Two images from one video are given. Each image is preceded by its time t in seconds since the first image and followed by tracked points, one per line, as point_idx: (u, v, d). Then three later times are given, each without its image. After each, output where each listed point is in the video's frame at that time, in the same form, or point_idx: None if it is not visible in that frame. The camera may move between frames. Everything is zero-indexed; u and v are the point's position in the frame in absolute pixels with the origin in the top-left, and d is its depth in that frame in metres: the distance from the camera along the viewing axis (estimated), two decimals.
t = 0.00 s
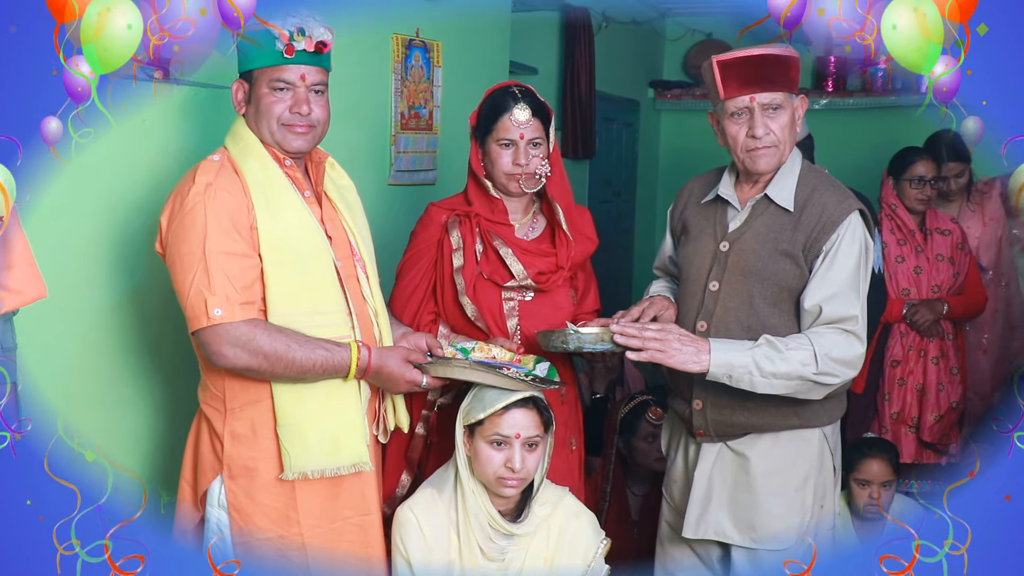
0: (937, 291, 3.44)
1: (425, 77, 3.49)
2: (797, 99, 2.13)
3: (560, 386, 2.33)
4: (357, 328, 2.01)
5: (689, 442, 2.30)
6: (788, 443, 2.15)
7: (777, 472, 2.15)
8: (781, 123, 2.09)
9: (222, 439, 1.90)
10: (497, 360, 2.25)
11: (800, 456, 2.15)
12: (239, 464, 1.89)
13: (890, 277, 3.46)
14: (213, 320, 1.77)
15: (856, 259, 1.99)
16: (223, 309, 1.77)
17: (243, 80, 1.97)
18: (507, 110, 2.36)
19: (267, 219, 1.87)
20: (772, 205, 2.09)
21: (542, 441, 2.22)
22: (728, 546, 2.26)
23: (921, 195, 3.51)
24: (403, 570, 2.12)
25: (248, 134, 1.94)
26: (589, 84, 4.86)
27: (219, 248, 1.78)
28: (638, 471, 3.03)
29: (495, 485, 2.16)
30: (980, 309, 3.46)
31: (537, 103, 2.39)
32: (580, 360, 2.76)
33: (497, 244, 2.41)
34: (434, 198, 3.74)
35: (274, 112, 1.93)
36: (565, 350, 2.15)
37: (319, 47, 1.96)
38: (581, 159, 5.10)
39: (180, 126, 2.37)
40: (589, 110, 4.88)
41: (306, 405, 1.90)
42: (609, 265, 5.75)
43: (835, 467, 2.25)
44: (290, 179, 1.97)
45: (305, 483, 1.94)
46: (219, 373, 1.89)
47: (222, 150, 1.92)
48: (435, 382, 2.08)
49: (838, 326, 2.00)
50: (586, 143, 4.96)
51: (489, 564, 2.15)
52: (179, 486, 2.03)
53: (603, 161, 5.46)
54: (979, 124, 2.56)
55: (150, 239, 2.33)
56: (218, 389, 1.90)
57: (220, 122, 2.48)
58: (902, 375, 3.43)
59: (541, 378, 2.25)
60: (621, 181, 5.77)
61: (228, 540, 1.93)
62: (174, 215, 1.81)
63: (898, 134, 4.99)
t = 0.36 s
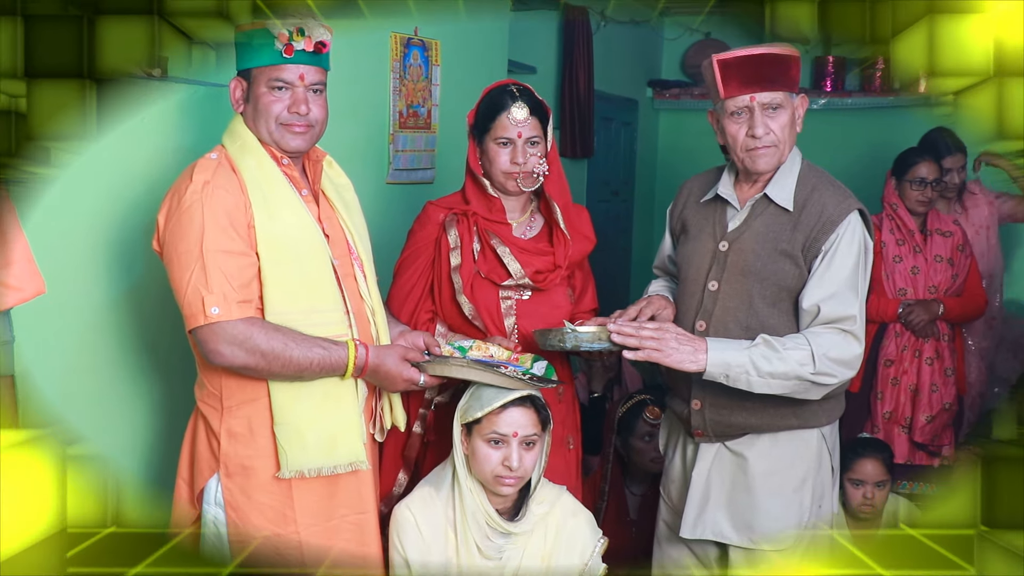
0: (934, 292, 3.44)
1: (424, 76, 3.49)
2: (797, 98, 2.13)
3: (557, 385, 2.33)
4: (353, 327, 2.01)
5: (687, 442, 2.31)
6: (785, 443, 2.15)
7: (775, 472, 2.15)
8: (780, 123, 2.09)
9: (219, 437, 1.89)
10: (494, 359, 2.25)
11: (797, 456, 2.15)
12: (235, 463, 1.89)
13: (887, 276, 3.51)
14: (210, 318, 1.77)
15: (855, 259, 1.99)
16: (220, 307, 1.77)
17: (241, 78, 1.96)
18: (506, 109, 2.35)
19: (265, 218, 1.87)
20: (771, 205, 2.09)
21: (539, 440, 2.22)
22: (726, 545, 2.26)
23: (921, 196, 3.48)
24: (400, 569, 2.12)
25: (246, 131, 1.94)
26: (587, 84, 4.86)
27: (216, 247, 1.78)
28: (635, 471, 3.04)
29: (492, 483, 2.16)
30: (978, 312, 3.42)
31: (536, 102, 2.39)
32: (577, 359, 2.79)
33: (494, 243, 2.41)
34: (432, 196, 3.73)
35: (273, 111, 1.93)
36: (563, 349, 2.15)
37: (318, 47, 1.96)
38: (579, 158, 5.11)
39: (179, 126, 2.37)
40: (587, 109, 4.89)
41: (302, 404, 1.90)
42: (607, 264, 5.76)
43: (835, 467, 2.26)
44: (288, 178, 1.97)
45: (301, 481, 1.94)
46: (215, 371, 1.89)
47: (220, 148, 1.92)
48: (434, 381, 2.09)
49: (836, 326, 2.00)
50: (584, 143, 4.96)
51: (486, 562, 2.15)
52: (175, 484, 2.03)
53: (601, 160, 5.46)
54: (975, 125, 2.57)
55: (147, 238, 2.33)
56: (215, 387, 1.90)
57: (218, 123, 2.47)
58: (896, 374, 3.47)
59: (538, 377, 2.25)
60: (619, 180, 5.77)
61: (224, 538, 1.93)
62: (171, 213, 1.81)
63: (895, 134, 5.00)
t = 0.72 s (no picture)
0: (930, 293, 3.45)
1: (422, 75, 3.49)
2: (794, 99, 2.13)
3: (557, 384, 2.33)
4: (352, 326, 2.01)
5: (685, 442, 2.31)
6: (784, 443, 2.15)
7: (774, 472, 2.15)
8: (779, 124, 2.09)
9: (218, 437, 1.89)
10: (493, 359, 2.25)
11: (796, 456, 2.15)
12: (234, 462, 1.89)
13: (884, 275, 3.51)
14: (209, 317, 1.77)
15: (853, 259, 1.99)
16: (219, 306, 1.77)
17: (240, 77, 1.96)
18: (504, 108, 2.35)
19: (264, 217, 1.86)
20: (769, 205, 2.09)
21: (538, 439, 2.22)
22: (724, 545, 2.26)
23: (920, 197, 3.49)
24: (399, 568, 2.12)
25: (245, 131, 1.94)
26: (586, 84, 4.86)
27: (215, 246, 1.78)
28: (633, 470, 3.06)
29: (490, 483, 2.15)
30: (979, 315, 3.41)
31: (535, 101, 2.39)
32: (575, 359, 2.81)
33: (493, 243, 2.40)
34: (431, 196, 3.73)
35: (272, 111, 1.93)
36: (561, 349, 2.16)
37: (317, 46, 1.96)
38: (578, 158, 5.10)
39: (179, 127, 2.36)
40: (586, 109, 4.88)
41: (301, 403, 1.90)
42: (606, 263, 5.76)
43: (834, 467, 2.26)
44: (286, 177, 1.97)
45: (300, 480, 1.94)
46: (214, 370, 1.89)
47: (219, 147, 1.92)
48: (433, 380, 2.09)
49: (834, 326, 2.00)
50: (584, 143, 4.96)
51: (485, 561, 2.14)
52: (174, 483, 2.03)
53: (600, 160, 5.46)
54: (975, 124, 2.56)
55: (146, 237, 2.33)
56: (213, 386, 1.90)
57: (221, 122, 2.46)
58: (888, 373, 3.49)
59: (537, 376, 2.25)
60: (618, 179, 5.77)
61: (223, 537, 1.93)
62: (170, 212, 1.81)
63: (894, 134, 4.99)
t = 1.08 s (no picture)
0: (921, 289, 3.46)
1: (423, 70, 3.48)
2: (794, 94, 2.13)
3: (557, 380, 2.33)
4: (353, 321, 2.01)
5: (684, 437, 2.31)
6: (783, 439, 2.15)
7: (773, 468, 2.15)
8: (778, 119, 2.09)
9: (218, 431, 1.90)
10: (493, 354, 2.25)
11: (795, 451, 2.15)
12: (234, 457, 1.89)
13: (880, 269, 3.54)
14: (209, 312, 1.77)
15: (853, 255, 1.99)
16: (219, 301, 1.77)
17: (240, 71, 1.96)
18: (505, 103, 2.35)
19: (264, 212, 1.87)
20: (768, 201, 2.09)
21: (538, 434, 2.22)
22: (723, 541, 2.27)
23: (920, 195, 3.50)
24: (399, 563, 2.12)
25: (245, 125, 1.94)
26: (586, 79, 4.86)
27: (215, 241, 1.78)
28: (632, 466, 3.09)
29: (491, 478, 2.16)
30: (975, 316, 3.40)
31: (535, 96, 2.39)
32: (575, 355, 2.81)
33: (493, 238, 2.40)
34: (431, 191, 3.73)
35: (272, 106, 1.93)
36: (561, 345, 2.16)
37: (318, 41, 1.95)
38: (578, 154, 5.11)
39: (179, 122, 2.37)
40: (586, 105, 4.88)
41: (301, 398, 1.90)
42: (607, 259, 5.77)
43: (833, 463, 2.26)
44: (287, 172, 1.97)
45: (300, 475, 1.95)
46: (214, 365, 1.89)
47: (219, 142, 1.92)
48: (433, 375, 2.09)
49: (834, 322, 2.00)
50: (584, 139, 4.96)
51: (485, 556, 2.15)
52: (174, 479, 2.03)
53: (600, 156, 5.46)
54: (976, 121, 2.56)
55: (146, 233, 2.33)
56: (214, 381, 1.90)
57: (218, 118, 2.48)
58: (875, 368, 3.50)
59: (538, 371, 2.25)
60: (618, 175, 5.78)
61: (223, 532, 1.93)
62: (170, 207, 1.81)
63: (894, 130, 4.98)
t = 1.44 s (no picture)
0: (919, 289, 3.45)
1: (425, 69, 3.48)
2: (794, 93, 2.12)
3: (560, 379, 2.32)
4: (355, 320, 2.01)
5: (684, 437, 2.31)
6: (784, 438, 2.15)
7: (773, 467, 2.15)
8: (778, 118, 2.08)
9: (220, 430, 1.90)
10: (495, 353, 2.25)
11: (795, 450, 2.15)
12: (236, 455, 1.89)
13: (877, 269, 3.53)
14: (211, 311, 1.77)
15: (854, 255, 1.99)
16: (221, 300, 1.77)
17: (243, 69, 1.96)
18: (507, 102, 2.35)
19: (266, 211, 1.86)
20: (768, 200, 2.09)
21: (540, 433, 2.22)
22: (723, 540, 2.26)
23: (916, 194, 3.51)
24: (400, 562, 2.12)
25: (248, 123, 1.93)
26: (589, 77, 4.86)
27: (217, 240, 1.77)
28: (635, 465, 3.06)
29: (492, 477, 2.16)
30: (973, 314, 3.42)
31: (538, 95, 2.39)
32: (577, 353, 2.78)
33: (496, 237, 2.40)
34: (433, 189, 3.73)
35: (274, 104, 1.93)
36: (563, 344, 2.16)
37: (321, 40, 1.95)
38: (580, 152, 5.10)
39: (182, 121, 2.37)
40: (589, 103, 4.88)
41: (302, 397, 1.89)
42: (608, 258, 5.77)
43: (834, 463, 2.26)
44: (290, 171, 1.96)
45: (302, 474, 1.94)
46: (216, 364, 1.89)
47: (221, 140, 1.91)
48: (435, 374, 2.08)
49: (836, 322, 2.00)
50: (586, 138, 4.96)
51: (486, 555, 2.14)
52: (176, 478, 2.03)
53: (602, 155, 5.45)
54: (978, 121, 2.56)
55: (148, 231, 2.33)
56: (216, 380, 1.90)
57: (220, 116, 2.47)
58: (874, 367, 3.48)
59: (540, 371, 2.25)
60: (620, 174, 5.77)
61: (224, 530, 1.93)
62: (173, 205, 1.80)
63: (896, 129, 4.99)
